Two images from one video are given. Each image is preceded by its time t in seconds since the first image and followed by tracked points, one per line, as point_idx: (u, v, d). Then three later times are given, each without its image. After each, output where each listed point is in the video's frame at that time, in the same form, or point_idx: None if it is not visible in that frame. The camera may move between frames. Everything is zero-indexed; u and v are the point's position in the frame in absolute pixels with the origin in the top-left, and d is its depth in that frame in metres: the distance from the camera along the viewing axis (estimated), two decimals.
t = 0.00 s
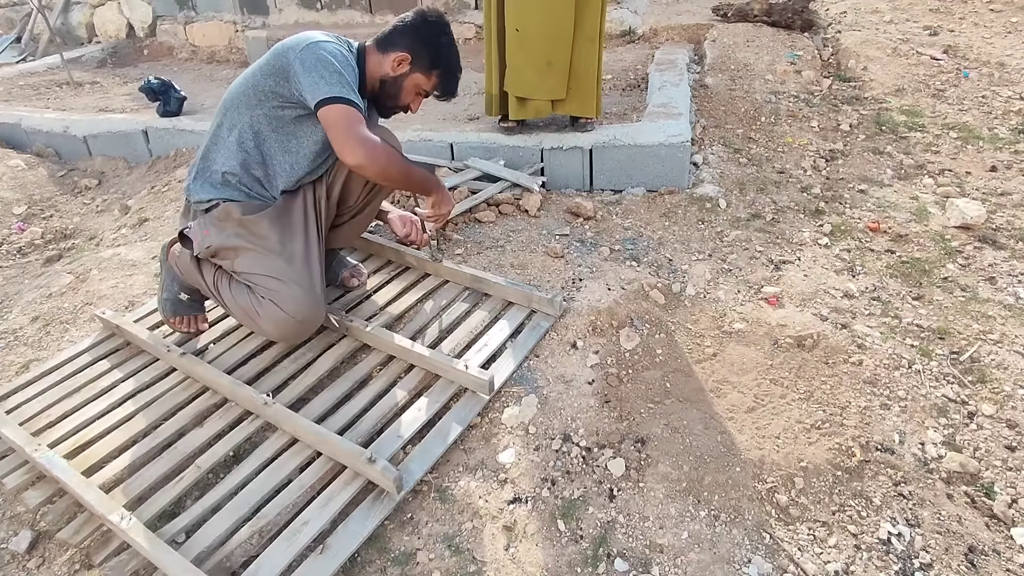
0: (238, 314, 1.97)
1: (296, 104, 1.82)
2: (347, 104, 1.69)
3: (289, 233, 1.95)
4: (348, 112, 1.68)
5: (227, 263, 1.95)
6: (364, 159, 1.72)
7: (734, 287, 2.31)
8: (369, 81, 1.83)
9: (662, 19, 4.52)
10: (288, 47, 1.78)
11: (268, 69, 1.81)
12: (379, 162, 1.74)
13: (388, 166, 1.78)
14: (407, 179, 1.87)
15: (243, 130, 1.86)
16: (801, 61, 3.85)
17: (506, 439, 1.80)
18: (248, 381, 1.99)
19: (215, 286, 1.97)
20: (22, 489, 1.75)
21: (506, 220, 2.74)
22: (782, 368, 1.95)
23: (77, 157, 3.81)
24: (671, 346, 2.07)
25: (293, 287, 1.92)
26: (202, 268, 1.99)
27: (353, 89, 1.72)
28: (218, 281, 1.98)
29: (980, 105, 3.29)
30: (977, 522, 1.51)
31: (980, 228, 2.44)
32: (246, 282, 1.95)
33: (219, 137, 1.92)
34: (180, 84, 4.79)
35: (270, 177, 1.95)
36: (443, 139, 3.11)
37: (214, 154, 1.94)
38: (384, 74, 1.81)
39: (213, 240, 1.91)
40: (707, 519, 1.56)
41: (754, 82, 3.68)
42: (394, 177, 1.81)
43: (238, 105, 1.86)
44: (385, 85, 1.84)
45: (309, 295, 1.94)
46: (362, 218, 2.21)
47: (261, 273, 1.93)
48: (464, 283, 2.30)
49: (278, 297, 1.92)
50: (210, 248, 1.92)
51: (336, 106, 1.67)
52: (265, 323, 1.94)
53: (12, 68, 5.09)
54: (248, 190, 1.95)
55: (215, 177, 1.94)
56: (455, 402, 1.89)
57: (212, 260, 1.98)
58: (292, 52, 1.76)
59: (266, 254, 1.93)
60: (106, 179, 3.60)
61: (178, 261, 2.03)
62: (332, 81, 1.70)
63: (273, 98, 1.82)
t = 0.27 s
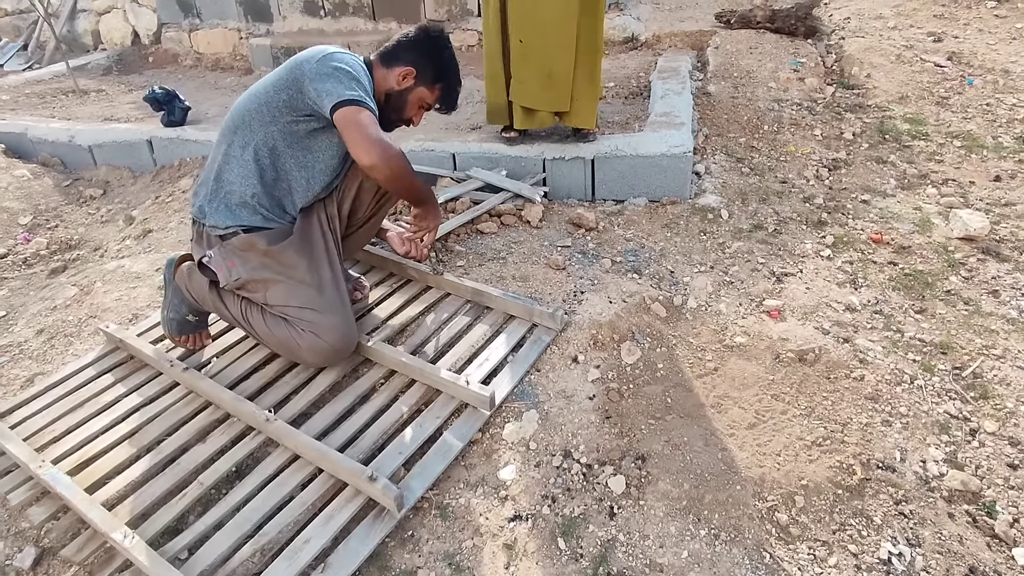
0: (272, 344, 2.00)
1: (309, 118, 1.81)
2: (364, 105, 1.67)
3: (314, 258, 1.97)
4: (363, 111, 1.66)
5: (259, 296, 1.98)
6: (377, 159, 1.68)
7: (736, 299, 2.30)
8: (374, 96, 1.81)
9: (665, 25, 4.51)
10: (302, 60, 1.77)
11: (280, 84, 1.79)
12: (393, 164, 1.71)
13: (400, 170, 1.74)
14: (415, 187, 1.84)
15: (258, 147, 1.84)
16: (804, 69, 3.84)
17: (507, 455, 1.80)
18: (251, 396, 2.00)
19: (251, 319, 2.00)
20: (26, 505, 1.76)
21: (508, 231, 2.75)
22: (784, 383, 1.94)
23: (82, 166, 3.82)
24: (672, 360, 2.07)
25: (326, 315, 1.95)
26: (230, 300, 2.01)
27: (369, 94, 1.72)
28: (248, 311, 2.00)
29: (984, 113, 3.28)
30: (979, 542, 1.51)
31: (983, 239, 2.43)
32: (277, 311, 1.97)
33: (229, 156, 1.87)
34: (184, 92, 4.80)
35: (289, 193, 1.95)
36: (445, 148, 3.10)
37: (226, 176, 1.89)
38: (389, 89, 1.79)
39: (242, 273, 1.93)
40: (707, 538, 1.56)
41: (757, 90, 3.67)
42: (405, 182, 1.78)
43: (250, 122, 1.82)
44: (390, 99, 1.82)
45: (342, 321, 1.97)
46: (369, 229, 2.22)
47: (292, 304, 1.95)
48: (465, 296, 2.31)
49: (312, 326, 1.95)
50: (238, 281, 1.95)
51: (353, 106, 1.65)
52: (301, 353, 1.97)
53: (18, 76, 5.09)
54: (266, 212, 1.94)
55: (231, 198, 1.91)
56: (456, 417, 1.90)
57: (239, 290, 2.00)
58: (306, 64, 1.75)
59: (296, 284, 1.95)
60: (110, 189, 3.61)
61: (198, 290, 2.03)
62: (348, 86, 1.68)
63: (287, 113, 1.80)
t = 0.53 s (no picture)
0: (284, 362, 2.02)
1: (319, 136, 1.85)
2: (353, 141, 1.69)
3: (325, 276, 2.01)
4: (347, 159, 1.68)
5: (270, 314, 2.00)
6: (348, 197, 1.73)
7: (737, 310, 2.32)
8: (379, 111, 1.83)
9: (668, 33, 4.53)
10: (311, 80, 1.80)
11: (290, 104, 1.82)
12: (364, 202, 1.76)
13: (371, 207, 1.80)
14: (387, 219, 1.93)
15: (269, 166, 1.87)
16: (806, 76, 3.85)
17: (508, 467, 1.82)
18: (257, 407, 2.02)
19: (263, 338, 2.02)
20: (35, 515, 1.78)
21: (511, 241, 2.77)
22: (784, 394, 1.95)
23: (92, 176, 3.86)
24: (673, 371, 2.08)
25: (337, 331, 1.98)
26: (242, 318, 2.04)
27: (369, 123, 1.74)
28: (260, 330, 2.03)
29: (987, 121, 3.28)
30: (978, 556, 1.51)
31: (985, 249, 2.43)
32: (288, 328, 2.00)
33: (240, 176, 1.92)
34: (192, 100, 4.85)
35: (300, 210, 1.99)
36: (449, 158, 3.13)
37: (239, 196, 1.93)
38: (393, 104, 1.82)
39: (255, 291, 1.97)
40: (706, 551, 1.57)
41: (760, 98, 3.69)
42: (375, 215, 1.84)
43: (260, 142, 1.86)
44: (393, 114, 1.85)
45: (353, 337, 1.99)
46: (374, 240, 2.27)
47: (303, 320, 1.98)
48: (468, 307, 2.33)
49: (323, 342, 1.97)
50: (251, 299, 1.99)
51: (342, 142, 1.68)
52: (312, 370, 1.99)
53: (29, 85, 5.12)
54: (280, 229, 1.98)
55: (246, 217, 1.96)
56: (458, 429, 1.92)
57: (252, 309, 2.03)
58: (316, 85, 1.78)
59: (307, 301, 1.98)
60: (119, 198, 3.65)
61: (207, 309, 2.05)
62: (347, 114, 1.70)
63: (297, 132, 1.84)
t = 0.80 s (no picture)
0: (277, 361, 2.01)
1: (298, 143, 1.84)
2: (322, 160, 1.71)
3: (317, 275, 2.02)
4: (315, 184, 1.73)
5: (263, 312, 2.00)
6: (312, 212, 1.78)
7: (736, 314, 2.29)
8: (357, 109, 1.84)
9: (671, 35, 4.51)
10: (286, 86, 1.79)
11: (267, 111, 1.82)
12: (328, 218, 1.81)
13: (337, 222, 1.85)
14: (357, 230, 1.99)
15: (251, 175, 1.87)
16: (809, 78, 3.82)
17: (502, 473, 1.80)
18: (252, 412, 2.01)
19: (254, 336, 2.02)
20: (29, 521, 1.78)
21: (509, 244, 2.76)
22: (782, 400, 1.93)
23: (94, 180, 3.87)
24: (670, 376, 2.06)
25: (329, 328, 1.97)
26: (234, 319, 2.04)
27: (342, 139, 1.75)
28: (253, 330, 2.03)
29: (992, 123, 3.24)
30: (978, 566, 1.48)
31: (988, 252, 2.40)
32: (281, 327, 2.00)
33: (225, 186, 1.92)
34: (195, 105, 4.86)
35: (287, 216, 1.98)
36: (448, 162, 3.12)
37: (225, 207, 1.95)
38: (371, 101, 1.82)
39: (247, 290, 1.97)
40: (700, 559, 1.55)
41: (762, 100, 3.66)
42: (342, 230, 1.90)
43: (240, 151, 1.86)
44: (373, 111, 1.85)
45: (346, 334, 2.00)
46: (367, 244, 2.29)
47: (295, 318, 1.97)
48: (464, 311, 2.32)
49: (316, 339, 1.97)
50: (244, 299, 1.98)
51: (311, 162, 1.70)
52: (306, 367, 1.98)
53: (35, 91, 5.14)
54: (269, 234, 1.98)
55: (234, 226, 1.96)
56: (452, 435, 1.90)
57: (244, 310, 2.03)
58: (290, 89, 1.77)
59: (300, 299, 1.98)
60: (121, 203, 3.66)
61: (201, 312, 2.05)
62: (315, 129, 1.70)
63: (275, 139, 1.83)
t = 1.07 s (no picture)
0: (276, 363, 2.01)
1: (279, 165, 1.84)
2: (299, 192, 1.75)
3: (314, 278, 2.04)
4: (292, 213, 1.78)
5: (260, 316, 2.01)
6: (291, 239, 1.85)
7: (734, 320, 2.28)
8: (336, 118, 1.88)
9: (673, 39, 4.50)
10: (262, 109, 1.79)
11: (245, 134, 1.82)
12: (307, 241, 1.87)
13: (317, 244, 1.91)
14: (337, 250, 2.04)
15: (234, 198, 1.88)
16: (812, 81, 3.80)
17: (496, 481, 1.80)
18: (248, 419, 2.01)
19: (254, 340, 2.03)
20: (26, 529, 1.78)
21: (507, 250, 2.75)
22: (779, 407, 1.91)
23: (98, 186, 3.90)
24: (667, 382, 2.05)
25: (328, 327, 1.98)
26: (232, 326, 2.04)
27: (318, 161, 1.77)
28: (252, 334, 2.03)
29: (996, 125, 3.21)
30: None
31: (991, 257, 2.38)
32: (280, 330, 2.01)
33: (211, 208, 1.94)
34: (200, 111, 4.89)
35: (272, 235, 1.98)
36: (448, 168, 3.12)
37: (212, 227, 1.97)
38: (347, 109, 1.85)
39: (243, 295, 1.97)
40: (694, 569, 1.54)
41: (764, 104, 3.64)
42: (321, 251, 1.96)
43: (223, 175, 1.87)
44: (351, 119, 1.88)
45: (345, 332, 2.01)
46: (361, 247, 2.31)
47: (294, 319, 1.98)
48: (461, 317, 2.31)
49: (315, 339, 1.97)
50: (240, 304, 1.98)
51: (288, 192, 1.74)
52: (306, 367, 1.98)
53: (42, 98, 5.18)
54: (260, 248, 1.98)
55: (224, 246, 1.98)
56: (447, 442, 1.90)
57: (241, 316, 2.03)
58: (266, 113, 1.78)
59: (297, 301, 1.99)
60: (125, 209, 3.67)
61: (201, 320, 2.07)
62: (290, 159, 1.73)
63: (256, 161, 1.84)
